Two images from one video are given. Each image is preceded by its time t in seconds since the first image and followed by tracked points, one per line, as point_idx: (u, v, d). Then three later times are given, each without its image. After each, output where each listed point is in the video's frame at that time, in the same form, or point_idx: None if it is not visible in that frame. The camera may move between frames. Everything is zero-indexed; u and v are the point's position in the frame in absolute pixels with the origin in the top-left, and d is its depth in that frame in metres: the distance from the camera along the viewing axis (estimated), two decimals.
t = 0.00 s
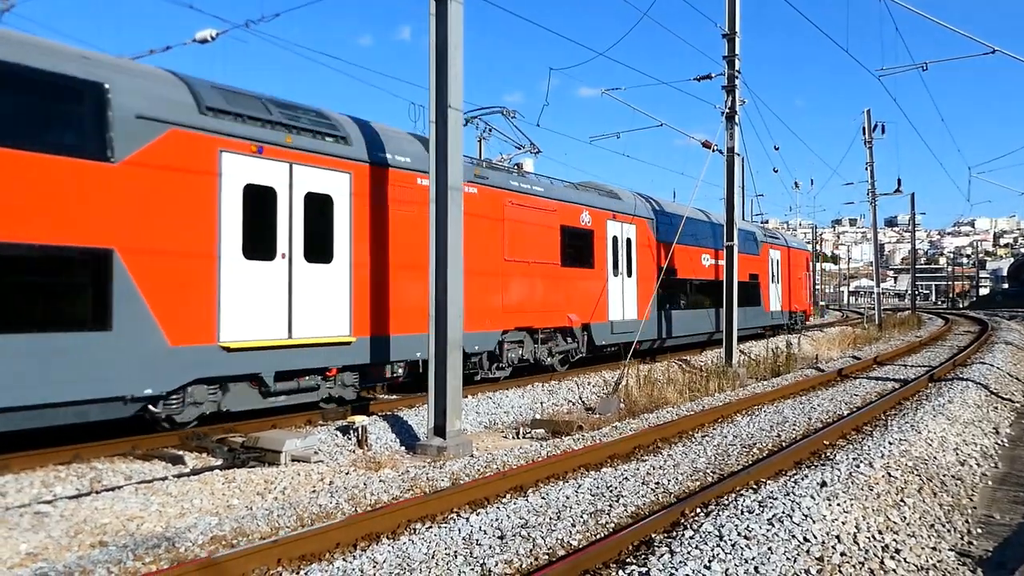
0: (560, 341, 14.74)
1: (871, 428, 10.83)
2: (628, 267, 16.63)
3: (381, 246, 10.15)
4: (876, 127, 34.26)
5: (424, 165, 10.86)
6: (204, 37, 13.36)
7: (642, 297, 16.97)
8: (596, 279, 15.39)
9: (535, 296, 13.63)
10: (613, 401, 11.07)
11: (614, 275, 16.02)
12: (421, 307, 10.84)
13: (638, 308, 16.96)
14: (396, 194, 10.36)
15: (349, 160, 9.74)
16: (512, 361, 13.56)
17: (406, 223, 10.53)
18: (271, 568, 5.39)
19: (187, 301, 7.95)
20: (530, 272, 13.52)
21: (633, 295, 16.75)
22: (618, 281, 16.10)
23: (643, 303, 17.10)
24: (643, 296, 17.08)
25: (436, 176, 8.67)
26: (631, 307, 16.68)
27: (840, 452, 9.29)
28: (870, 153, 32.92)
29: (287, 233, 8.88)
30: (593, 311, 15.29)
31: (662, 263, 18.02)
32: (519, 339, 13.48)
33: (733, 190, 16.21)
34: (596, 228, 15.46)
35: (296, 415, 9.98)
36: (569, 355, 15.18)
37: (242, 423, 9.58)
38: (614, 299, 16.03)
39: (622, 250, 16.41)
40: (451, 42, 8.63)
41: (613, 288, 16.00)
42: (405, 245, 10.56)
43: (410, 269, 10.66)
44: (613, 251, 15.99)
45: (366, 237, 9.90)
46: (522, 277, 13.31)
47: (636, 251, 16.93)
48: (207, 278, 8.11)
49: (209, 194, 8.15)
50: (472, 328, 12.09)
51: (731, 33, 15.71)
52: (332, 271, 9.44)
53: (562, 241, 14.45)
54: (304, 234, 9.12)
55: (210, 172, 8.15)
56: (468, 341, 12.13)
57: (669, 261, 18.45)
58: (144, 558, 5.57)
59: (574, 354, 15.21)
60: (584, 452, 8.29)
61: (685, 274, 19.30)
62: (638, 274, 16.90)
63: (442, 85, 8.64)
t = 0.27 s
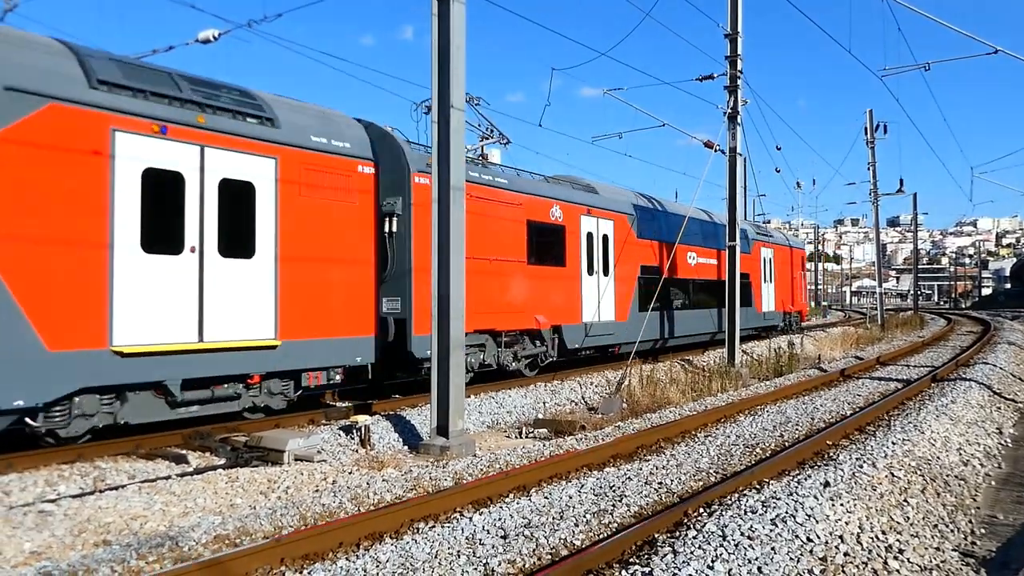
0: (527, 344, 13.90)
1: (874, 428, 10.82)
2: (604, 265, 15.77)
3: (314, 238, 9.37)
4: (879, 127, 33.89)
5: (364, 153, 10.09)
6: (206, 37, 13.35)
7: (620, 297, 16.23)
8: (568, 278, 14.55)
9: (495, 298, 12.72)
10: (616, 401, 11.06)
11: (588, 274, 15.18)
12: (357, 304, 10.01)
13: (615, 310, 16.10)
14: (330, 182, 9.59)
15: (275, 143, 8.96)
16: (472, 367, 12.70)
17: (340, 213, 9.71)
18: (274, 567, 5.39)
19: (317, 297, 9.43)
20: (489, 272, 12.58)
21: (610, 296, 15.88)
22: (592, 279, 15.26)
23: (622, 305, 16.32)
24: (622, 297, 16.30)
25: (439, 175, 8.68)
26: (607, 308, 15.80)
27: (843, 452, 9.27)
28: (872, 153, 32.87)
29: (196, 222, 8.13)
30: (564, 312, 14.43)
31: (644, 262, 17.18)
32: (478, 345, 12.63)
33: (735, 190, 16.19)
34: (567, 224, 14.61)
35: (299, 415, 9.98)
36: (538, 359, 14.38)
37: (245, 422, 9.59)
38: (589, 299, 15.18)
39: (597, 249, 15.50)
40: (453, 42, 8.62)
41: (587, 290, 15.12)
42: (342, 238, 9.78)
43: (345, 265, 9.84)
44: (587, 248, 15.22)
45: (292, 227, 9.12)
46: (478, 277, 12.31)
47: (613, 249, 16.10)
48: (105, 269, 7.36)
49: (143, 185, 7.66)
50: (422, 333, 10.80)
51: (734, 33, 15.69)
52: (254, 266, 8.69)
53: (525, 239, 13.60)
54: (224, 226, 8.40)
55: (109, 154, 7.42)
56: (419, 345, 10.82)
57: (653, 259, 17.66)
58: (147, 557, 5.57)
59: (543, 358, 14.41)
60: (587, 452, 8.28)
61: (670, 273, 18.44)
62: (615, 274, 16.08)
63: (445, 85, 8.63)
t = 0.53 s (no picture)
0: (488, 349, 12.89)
1: (878, 428, 10.82)
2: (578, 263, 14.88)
3: (235, 231, 8.40)
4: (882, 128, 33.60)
5: (296, 135, 9.10)
6: (210, 37, 13.35)
7: (596, 297, 15.41)
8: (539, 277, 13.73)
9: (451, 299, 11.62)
10: (619, 401, 11.06)
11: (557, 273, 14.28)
12: (286, 305, 8.96)
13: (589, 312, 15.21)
14: (252, 167, 8.61)
15: (184, 124, 8.03)
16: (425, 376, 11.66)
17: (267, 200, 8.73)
18: (278, 567, 5.40)
19: (246, 291, 8.51)
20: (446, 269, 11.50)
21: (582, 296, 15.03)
22: (563, 278, 14.41)
23: (597, 305, 15.45)
24: (598, 297, 15.44)
25: (443, 175, 8.68)
26: (579, 308, 14.92)
27: (846, 452, 9.28)
28: (875, 153, 32.83)
29: (82, 212, 7.21)
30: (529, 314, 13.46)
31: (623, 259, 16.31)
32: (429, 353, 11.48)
33: (738, 190, 16.19)
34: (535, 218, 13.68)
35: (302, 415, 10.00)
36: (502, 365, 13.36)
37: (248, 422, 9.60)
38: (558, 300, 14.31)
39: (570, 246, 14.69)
40: (457, 42, 8.63)
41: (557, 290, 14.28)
42: (267, 226, 8.74)
43: (279, 257, 8.87)
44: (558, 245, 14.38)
45: (205, 217, 8.15)
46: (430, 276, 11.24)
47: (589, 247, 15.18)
48: None
49: (13, 168, 6.78)
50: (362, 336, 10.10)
51: (737, 33, 15.69)
52: (155, 260, 7.73)
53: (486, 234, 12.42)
54: (113, 212, 7.45)
55: None
56: (360, 350, 10.05)
57: (633, 257, 16.76)
58: (152, 557, 5.58)
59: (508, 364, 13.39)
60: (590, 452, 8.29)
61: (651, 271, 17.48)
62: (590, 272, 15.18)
63: (448, 85, 8.64)
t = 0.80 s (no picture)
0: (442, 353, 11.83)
1: (882, 429, 10.81)
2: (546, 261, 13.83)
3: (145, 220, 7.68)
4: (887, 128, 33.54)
5: (201, 114, 8.30)
6: (214, 37, 13.34)
7: (571, 298, 14.41)
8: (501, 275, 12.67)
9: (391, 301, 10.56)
10: (623, 401, 11.06)
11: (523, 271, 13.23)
12: (173, 305, 7.95)
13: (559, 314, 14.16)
14: (147, 149, 7.75)
15: (61, 97, 7.09)
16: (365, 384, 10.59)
17: (163, 185, 7.85)
18: (282, 567, 5.41)
19: (120, 289, 7.48)
20: (385, 270, 10.43)
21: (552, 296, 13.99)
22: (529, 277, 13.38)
23: (570, 306, 14.42)
24: (571, 298, 14.43)
25: (447, 175, 8.68)
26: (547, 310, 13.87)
27: (851, 453, 9.27)
28: (879, 152, 32.76)
29: None
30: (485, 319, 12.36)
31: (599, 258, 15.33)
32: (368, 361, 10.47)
33: (742, 189, 16.17)
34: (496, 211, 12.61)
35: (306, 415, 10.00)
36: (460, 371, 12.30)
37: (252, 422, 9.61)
38: (522, 301, 13.24)
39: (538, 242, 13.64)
40: (461, 42, 8.62)
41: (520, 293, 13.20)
42: (160, 213, 7.80)
43: (177, 251, 7.98)
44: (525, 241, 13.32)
45: (86, 197, 7.20)
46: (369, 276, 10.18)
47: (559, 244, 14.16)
48: None
49: None
50: (285, 342, 9.08)
51: (741, 32, 15.65)
52: (20, 254, 6.75)
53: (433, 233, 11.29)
54: None
55: None
56: (282, 358, 9.09)
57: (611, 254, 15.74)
58: (156, 557, 5.59)
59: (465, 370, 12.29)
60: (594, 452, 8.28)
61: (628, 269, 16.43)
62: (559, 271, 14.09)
63: (453, 85, 8.64)
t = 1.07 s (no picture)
0: (391, 358, 10.94)
1: (886, 429, 10.79)
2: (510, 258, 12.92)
3: (15, 207, 6.93)
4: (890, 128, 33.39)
5: (84, 88, 7.49)
6: (218, 37, 13.37)
7: (539, 300, 13.61)
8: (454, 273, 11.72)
9: (329, 301, 9.72)
10: (627, 401, 11.05)
11: (484, 269, 12.30)
12: (63, 311, 7.25)
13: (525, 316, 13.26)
14: (28, 128, 7.06)
15: None
16: (300, 392, 9.74)
17: (47, 169, 7.15)
18: (286, 566, 5.41)
19: (66, 280, 7.27)
20: (318, 266, 9.60)
21: (519, 297, 13.06)
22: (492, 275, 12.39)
23: (539, 307, 13.60)
24: (539, 299, 13.61)
25: (450, 175, 8.69)
26: (512, 312, 12.94)
27: (855, 453, 9.25)
28: (883, 152, 32.70)
29: None
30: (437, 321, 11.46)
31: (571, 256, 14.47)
32: (302, 367, 9.62)
33: (745, 189, 16.15)
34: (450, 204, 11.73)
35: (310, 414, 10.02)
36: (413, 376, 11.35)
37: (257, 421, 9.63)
38: (484, 302, 12.26)
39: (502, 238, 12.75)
40: (465, 42, 8.62)
41: (481, 294, 12.24)
42: (39, 202, 7.07)
43: (60, 242, 7.23)
44: (489, 238, 12.42)
45: (10, 192, 6.90)
46: (300, 273, 9.36)
47: (526, 240, 13.25)
48: None
49: None
50: (194, 347, 8.20)
51: (745, 32, 15.63)
52: None
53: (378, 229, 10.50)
54: None
55: None
56: (191, 364, 8.21)
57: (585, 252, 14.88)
58: (161, 556, 5.60)
59: (418, 376, 11.34)
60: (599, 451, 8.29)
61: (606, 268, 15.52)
62: (525, 268, 13.22)
63: (456, 85, 8.64)
